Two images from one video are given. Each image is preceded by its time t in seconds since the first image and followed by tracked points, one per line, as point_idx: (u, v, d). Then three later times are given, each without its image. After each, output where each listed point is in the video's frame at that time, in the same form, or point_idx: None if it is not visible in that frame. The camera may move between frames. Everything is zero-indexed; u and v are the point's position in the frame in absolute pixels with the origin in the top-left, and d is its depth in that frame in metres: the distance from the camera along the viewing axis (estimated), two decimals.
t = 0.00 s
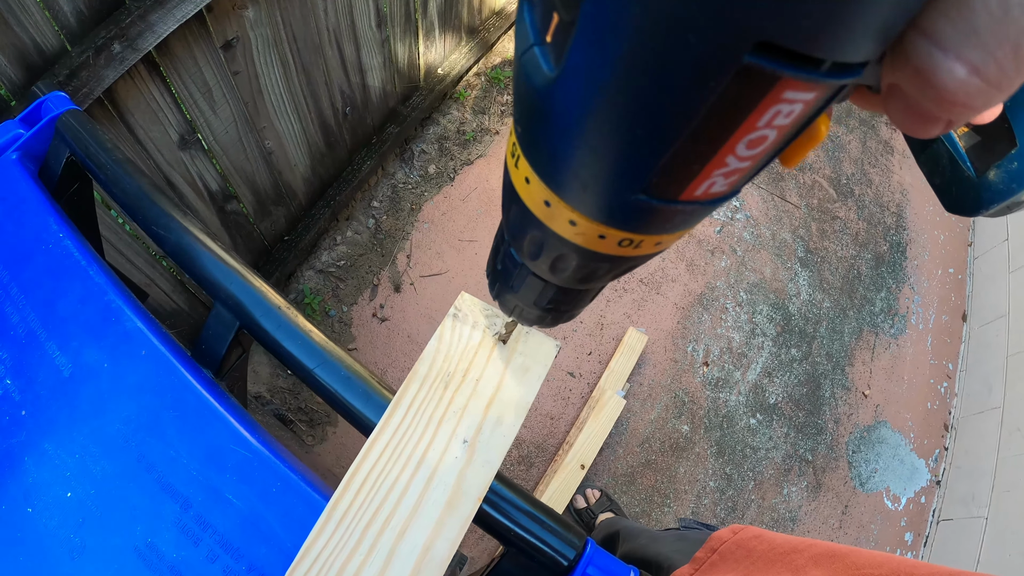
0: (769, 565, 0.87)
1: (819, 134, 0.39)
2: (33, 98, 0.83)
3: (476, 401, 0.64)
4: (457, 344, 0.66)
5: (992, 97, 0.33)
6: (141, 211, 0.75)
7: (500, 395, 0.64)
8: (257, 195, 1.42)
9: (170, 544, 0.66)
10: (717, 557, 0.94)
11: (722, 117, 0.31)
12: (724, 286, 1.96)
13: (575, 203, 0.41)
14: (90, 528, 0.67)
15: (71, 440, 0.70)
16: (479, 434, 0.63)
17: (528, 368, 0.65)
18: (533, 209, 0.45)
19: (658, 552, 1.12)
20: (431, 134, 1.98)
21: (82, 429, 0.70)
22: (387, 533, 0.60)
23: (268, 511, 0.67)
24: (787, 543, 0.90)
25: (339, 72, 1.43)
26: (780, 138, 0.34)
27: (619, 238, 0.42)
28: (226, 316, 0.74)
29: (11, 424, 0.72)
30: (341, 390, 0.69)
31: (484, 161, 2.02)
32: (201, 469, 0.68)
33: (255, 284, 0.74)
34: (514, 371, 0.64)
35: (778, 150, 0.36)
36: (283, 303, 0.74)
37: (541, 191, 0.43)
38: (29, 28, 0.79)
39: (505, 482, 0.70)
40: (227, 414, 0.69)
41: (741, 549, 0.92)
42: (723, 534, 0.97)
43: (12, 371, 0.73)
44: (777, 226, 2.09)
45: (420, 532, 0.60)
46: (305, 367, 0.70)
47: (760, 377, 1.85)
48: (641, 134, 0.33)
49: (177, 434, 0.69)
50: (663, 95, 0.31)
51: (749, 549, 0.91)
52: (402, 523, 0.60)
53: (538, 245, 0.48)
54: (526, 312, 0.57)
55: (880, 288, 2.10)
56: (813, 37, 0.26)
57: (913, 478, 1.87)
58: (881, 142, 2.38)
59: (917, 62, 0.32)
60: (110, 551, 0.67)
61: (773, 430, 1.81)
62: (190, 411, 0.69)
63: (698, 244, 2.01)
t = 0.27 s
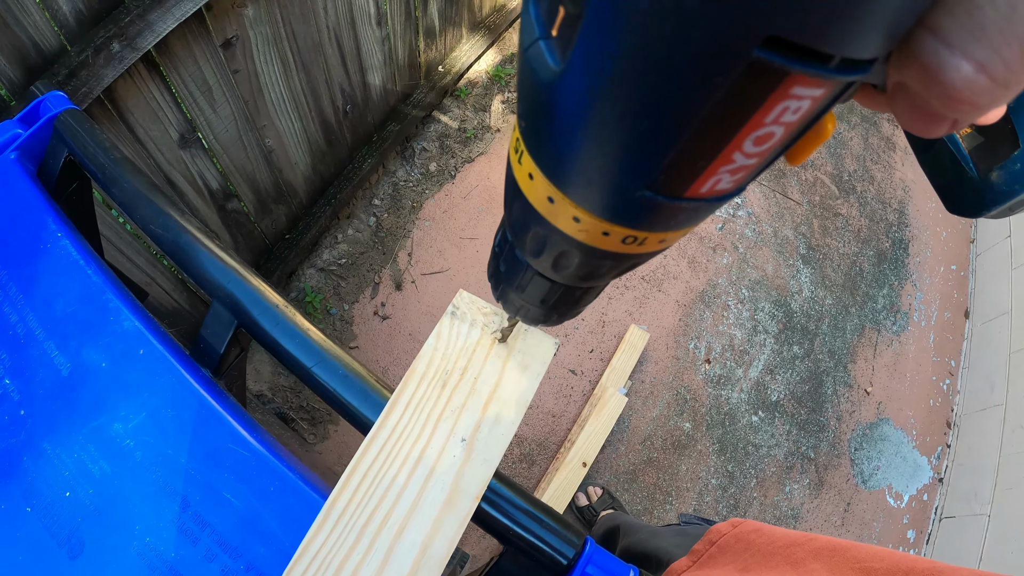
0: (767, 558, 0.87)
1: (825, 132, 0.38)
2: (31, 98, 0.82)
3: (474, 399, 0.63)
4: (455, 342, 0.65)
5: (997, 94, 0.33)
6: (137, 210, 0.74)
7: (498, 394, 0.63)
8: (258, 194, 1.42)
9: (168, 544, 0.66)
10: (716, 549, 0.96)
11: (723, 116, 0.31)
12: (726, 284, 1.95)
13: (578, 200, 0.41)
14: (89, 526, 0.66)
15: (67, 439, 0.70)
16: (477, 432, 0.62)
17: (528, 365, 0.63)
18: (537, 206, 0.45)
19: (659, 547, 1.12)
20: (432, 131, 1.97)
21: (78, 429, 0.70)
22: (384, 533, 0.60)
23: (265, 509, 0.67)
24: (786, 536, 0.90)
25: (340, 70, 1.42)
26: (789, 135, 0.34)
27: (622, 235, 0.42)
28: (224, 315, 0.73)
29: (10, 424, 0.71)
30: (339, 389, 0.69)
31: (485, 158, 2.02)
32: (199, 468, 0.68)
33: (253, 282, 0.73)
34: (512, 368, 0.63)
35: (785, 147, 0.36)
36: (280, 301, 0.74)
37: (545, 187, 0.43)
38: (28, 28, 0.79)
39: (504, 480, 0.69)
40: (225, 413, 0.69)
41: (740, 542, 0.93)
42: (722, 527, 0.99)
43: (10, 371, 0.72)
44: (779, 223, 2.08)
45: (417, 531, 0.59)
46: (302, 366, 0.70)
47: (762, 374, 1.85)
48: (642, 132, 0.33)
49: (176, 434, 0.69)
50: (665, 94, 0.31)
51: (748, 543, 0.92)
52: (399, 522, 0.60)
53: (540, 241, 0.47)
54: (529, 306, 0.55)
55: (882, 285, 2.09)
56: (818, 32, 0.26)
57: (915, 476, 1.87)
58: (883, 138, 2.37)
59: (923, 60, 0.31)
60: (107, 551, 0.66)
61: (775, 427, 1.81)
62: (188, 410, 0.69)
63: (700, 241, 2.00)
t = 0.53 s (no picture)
0: (765, 563, 0.86)
1: (838, 124, 0.37)
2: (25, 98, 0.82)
3: (466, 402, 0.62)
4: (447, 344, 0.64)
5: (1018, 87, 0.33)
6: (130, 210, 0.73)
7: (491, 397, 0.62)
8: (256, 193, 1.41)
9: (158, 549, 0.65)
10: (714, 551, 0.95)
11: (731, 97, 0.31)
12: (726, 283, 1.95)
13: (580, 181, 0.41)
14: (79, 530, 0.66)
15: (58, 442, 0.69)
16: (470, 436, 0.61)
17: (520, 368, 0.63)
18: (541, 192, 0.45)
19: (658, 549, 1.12)
20: (431, 130, 1.96)
21: (69, 432, 0.70)
22: (375, 538, 0.59)
23: (255, 513, 0.66)
24: (786, 541, 0.89)
25: (338, 68, 1.41)
26: (804, 120, 0.33)
27: (624, 224, 0.42)
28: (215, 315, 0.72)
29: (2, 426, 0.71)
30: (330, 392, 0.68)
31: (484, 157, 2.01)
32: (189, 472, 0.67)
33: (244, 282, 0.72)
34: (505, 372, 0.63)
35: (797, 137, 0.35)
36: (272, 302, 0.73)
37: (548, 169, 0.43)
38: (23, 28, 0.78)
39: (496, 483, 0.69)
40: (215, 416, 0.68)
41: (739, 546, 0.92)
42: (721, 531, 0.98)
43: (3, 372, 0.72)
44: (779, 222, 2.08)
45: (409, 536, 0.59)
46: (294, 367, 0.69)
47: (763, 373, 1.85)
48: (650, 109, 0.33)
49: (166, 436, 0.68)
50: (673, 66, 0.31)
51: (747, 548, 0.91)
52: (391, 527, 0.59)
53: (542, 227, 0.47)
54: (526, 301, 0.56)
55: (883, 284, 2.09)
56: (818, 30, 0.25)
57: (916, 475, 1.87)
58: (884, 137, 2.36)
59: (939, 48, 0.31)
60: (97, 555, 0.65)
61: (775, 427, 1.80)
62: (178, 413, 0.68)
63: (700, 240, 2.00)
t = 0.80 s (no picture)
0: None
1: (857, 110, 0.36)
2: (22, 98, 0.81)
3: (463, 404, 0.61)
4: (445, 345, 0.64)
5: None
6: (123, 210, 0.71)
7: (488, 399, 0.61)
8: (256, 192, 1.41)
9: (151, 555, 0.64)
10: (721, 564, 0.94)
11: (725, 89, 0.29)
12: (728, 281, 1.94)
13: (583, 171, 0.40)
14: (72, 535, 0.65)
15: (49, 445, 0.68)
16: (467, 439, 0.61)
17: (519, 370, 0.62)
18: (541, 184, 0.44)
19: (666, 552, 1.11)
20: (432, 128, 1.96)
21: (61, 435, 0.68)
22: (370, 545, 0.57)
23: (249, 518, 0.64)
24: (799, 561, 0.88)
25: (338, 66, 1.40)
26: (821, 107, 0.31)
27: (629, 218, 0.41)
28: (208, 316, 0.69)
29: None
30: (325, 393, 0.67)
31: (486, 155, 1.99)
32: (182, 476, 0.66)
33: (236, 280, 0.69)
34: (503, 374, 0.62)
35: (811, 126, 0.34)
36: (266, 302, 0.70)
37: (549, 161, 0.42)
38: (20, 26, 0.78)
39: (494, 487, 0.68)
40: (210, 419, 0.67)
41: (747, 562, 0.92)
42: (729, 542, 0.97)
43: None
44: (781, 220, 2.07)
45: (404, 542, 0.57)
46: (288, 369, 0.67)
47: (765, 372, 1.85)
48: (656, 93, 0.32)
49: (161, 440, 0.67)
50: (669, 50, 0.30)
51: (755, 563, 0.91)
52: (385, 533, 0.58)
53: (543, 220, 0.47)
54: (527, 300, 0.55)
55: (886, 282, 2.08)
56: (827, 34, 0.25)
57: (919, 474, 1.87)
58: (887, 134, 2.35)
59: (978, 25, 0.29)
60: (90, 560, 0.64)
61: (778, 426, 1.80)
62: (172, 416, 0.67)
63: (702, 238, 1.99)
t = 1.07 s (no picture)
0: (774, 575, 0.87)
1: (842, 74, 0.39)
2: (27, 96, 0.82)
3: (460, 391, 0.61)
4: (441, 332, 0.64)
5: None
6: (126, 203, 0.71)
7: (485, 385, 0.61)
8: (258, 189, 1.41)
9: (155, 540, 0.64)
10: (722, 559, 0.94)
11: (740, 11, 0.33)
12: (730, 276, 1.94)
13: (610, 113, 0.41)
14: (77, 523, 0.65)
15: (55, 434, 0.68)
16: (463, 425, 0.60)
17: (516, 357, 0.62)
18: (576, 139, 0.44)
19: (666, 549, 1.12)
20: (433, 125, 1.96)
21: (65, 425, 0.68)
22: (367, 529, 0.58)
23: (250, 504, 0.64)
24: (796, 558, 0.89)
25: (339, 64, 1.40)
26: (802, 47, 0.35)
27: (657, 162, 0.41)
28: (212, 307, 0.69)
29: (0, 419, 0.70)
30: (324, 381, 0.65)
31: (487, 152, 1.99)
32: (184, 463, 0.66)
33: (237, 271, 0.69)
34: (500, 360, 0.62)
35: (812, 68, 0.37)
36: (267, 292, 0.70)
37: (583, 106, 0.42)
38: (24, 26, 0.78)
39: (492, 472, 0.65)
40: (210, 406, 0.66)
41: (747, 556, 0.92)
42: (729, 536, 0.98)
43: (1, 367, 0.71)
44: (783, 215, 2.07)
45: (401, 526, 0.58)
46: (288, 358, 0.66)
47: (767, 367, 1.85)
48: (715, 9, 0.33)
49: (161, 428, 0.66)
50: None
51: (757, 559, 0.92)
52: (382, 518, 0.58)
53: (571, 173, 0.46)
54: (546, 267, 0.54)
55: (888, 277, 2.07)
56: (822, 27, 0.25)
57: (922, 469, 1.87)
58: (889, 129, 2.34)
59: None
60: (95, 548, 0.64)
61: (780, 421, 1.80)
62: (174, 404, 0.67)
63: (704, 233, 1.99)
